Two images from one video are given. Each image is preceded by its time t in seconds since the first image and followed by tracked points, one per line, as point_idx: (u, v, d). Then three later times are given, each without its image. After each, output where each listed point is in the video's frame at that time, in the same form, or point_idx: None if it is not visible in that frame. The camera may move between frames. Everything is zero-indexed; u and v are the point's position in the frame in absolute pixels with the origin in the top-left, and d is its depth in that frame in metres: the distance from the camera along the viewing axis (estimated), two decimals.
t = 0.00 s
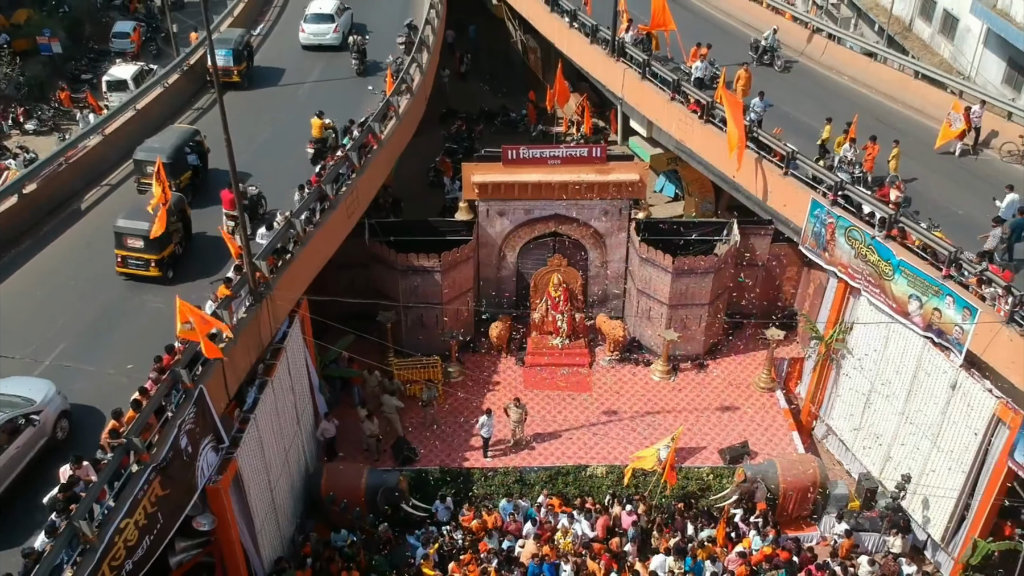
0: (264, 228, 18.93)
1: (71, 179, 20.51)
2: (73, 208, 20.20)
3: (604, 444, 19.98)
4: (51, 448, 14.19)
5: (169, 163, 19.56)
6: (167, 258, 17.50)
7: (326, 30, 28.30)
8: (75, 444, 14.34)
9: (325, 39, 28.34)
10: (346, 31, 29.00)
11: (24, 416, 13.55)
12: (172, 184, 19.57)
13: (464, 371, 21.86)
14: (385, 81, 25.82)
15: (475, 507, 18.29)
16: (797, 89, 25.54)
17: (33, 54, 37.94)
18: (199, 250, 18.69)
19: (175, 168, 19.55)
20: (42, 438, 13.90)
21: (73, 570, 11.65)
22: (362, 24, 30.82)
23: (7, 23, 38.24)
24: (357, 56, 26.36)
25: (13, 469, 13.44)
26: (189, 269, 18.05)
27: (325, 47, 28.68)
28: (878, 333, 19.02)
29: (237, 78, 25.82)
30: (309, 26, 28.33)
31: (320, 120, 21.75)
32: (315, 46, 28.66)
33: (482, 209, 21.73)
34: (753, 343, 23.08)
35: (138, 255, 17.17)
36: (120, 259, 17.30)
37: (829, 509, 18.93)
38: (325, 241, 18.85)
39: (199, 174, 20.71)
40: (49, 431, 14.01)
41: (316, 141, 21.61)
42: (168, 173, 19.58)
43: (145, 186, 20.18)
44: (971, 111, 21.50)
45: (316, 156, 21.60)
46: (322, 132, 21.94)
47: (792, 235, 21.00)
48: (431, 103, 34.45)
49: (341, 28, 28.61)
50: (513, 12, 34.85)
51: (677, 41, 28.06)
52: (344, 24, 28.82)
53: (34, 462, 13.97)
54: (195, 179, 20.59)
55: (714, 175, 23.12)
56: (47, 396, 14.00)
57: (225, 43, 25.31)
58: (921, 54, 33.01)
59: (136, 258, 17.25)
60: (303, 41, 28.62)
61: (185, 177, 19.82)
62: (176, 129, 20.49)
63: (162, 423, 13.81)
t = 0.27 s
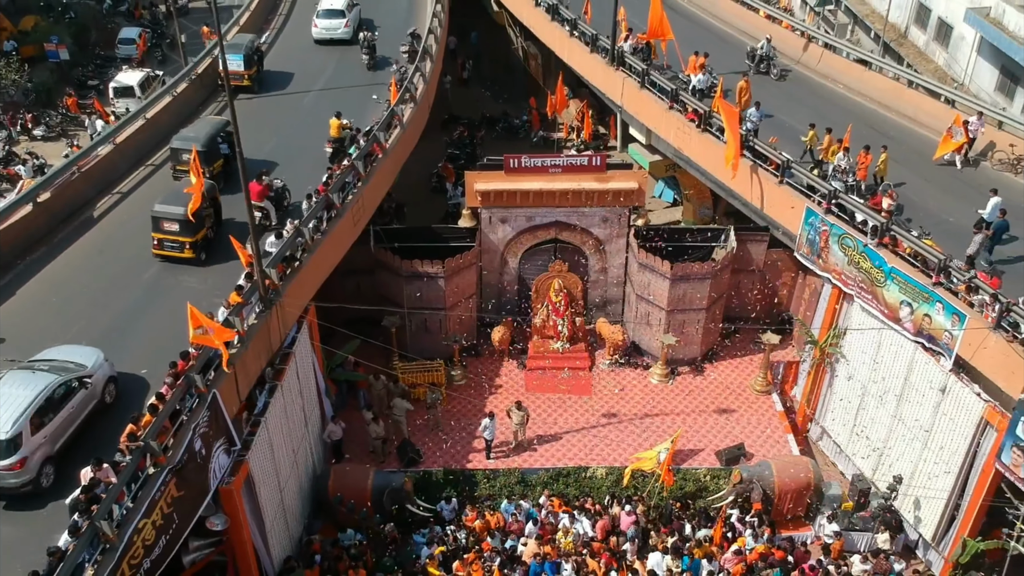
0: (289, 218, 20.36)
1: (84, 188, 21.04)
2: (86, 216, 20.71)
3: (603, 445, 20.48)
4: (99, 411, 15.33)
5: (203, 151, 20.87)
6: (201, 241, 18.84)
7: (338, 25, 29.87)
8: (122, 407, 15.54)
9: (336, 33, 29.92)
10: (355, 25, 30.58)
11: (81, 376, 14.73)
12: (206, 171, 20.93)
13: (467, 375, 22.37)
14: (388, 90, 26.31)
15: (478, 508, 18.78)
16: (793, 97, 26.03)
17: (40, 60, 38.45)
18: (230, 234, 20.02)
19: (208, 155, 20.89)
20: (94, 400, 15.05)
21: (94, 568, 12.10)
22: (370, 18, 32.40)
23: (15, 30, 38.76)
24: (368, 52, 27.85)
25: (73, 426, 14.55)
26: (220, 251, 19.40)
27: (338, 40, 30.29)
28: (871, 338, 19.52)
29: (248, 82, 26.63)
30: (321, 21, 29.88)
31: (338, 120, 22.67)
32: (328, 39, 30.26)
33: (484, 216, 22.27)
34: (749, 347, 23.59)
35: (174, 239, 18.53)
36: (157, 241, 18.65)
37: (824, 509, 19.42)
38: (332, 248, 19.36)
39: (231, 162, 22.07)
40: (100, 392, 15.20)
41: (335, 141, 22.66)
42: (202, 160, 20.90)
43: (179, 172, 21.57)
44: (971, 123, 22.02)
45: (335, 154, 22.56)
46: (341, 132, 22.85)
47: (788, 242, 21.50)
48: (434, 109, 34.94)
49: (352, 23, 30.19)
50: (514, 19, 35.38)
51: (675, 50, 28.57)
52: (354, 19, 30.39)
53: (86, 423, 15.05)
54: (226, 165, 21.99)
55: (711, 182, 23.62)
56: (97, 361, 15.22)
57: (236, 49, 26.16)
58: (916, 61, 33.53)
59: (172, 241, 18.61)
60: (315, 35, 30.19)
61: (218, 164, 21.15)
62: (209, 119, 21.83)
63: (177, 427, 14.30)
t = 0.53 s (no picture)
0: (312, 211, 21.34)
1: (96, 197, 21.61)
2: (98, 224, 21.27)
3: (603, 447, 21.05)
4: (146, 377, 16.58)
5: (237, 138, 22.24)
6: (233, 224, 20.17)
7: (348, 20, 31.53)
8: (167, 373, 16.82)
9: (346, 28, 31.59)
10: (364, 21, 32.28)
11: (131, 343, 15.98)
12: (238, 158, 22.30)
13: (470, 378, 22.95)
14: (392, 99, 26.89)
15: (481, 508, 19.34)
16: (788, 106, 26.62)
17: (48, 66, 39.03)
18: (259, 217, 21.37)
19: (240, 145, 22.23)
20: (142, 365, 16.31)
21: (114, 567, 12.67)
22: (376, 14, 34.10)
23: (23, 37, 39.35)
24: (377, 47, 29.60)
25: (124, 387, 15.79)
26: (252, 233, 20.71)
27: (348, 34, 32.09)
28: (863, 342, 20.09)
29: (259, 86, 27.45)
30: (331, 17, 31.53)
31: (356, 122, 23.35)
32: (339, 33, 32.03)
33: (487, 223, 22.85)
34: (745, 350, 24.17)
35: (209, 221, 19.86)
36: (193, 223, 20.03)
37: (817, 509, 19.97)
38: (340, 256, 19.92)
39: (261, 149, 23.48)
40: (147, 359, 16.46)
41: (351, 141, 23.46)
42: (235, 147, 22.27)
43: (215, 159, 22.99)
44: (970, 135, 22.43)
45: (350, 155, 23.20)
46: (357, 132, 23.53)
47: (782, 249, 22.07)
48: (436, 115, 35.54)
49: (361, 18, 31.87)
50: (515, 27, 35.96)
51: (673, 60, 29.17)
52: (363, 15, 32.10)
53: (133, 389, 16.24)
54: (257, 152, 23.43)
55: (708, 189, 24.18)
56: (143, 331, 16.44)
57: (247, 55, 27.02)
58: (910, 68, 34.11)
59: (207, 224, 19.96)
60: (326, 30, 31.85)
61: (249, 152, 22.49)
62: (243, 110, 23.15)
63: (193, 430, 14.85)
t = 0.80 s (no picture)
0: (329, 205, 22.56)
1: (107, 204, 22.12)
2: (109, 231, 21.76)
3: (602, 448, 21.56)
4: (181, 350, 17.90)
5: (263, 129, 23.84)
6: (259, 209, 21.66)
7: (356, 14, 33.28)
8: (200, 349, 18.12)
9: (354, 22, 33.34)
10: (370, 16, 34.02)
11: (167, 319, 17.26)
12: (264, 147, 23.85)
13: (472, 381, 23.47)
14: (395, 106, 27.41)
15: (483, 508, 19.86)
16: (784, 112, 27.12)
17: (54, 72, 39.55)
18: (283, 203, 22.89)
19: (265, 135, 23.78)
20: (178, 340, 17.62)
21: (133, 565, 13.16)
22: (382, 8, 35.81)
23: (29, 43, 39.85)
24: (385, 43, 31.10)
25: (162, 359, 17.06)
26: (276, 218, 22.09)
27: (356, 28, 33.72)
28: (856, 347, 20.58)
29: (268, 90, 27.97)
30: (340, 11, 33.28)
31: (367, 126, 23.81)
32: (347, 28, 33.71)
33: (489, 230, 23.39)
34: (742, 354, 24.68)
35: (237, 206, 21.37)
36: (223, 209, 21.52)
37: (811, 509, 20.48)
38: (346, 262, 20.42)
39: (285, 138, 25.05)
40: (182, 335, 17.76)
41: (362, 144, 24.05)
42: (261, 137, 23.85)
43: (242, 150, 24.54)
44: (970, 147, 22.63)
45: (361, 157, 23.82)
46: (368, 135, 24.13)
47: (778, 254, 22.55)
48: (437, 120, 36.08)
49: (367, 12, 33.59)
50: (515, 34, 36.49)
51: (670, 68, 29.72)
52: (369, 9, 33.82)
53: (170, 361, 17.54)
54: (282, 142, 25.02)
55: (706, 196, 24.67)
56: (179, 308, 17.76)
57: (257, 59, 27.64)
58: (905, 75, 34.60)
59: (235, 209, 21.47)
60: (335, 24, 33.60)
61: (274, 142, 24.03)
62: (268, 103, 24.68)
63: (206, 433, 15.34)
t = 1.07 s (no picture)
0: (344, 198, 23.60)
1: (116, 211, 22.56)
2: (118, 237, 22.17)
3: (602, 450, 22.00)
4: (208, 330, 18.92)
5: (286, 120, 25.04)
6: (281, 197, 22.84)
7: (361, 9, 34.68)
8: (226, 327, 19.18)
9: (360, 17, 34.75)
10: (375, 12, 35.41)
11: (195, 300, 18.26)
12: (285, 136, 25.07)
13: (474, 384, 23.90)
14: (398, 113, 27.84)
15: (485, 509, 20.30)
16: (780, 119, 27.57)
17: (60, 77, 39.97)
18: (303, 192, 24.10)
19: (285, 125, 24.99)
20: (206, 319, 18.64)
21: (147, 564, 13.58)
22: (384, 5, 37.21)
23: (34, 48, 40.22)
24: (389, 38, 32.49)
25: (191, 337, 18.10)
26: (297, 207, 23.28)
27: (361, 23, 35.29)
28: (850, 351, 21.03)
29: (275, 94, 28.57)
30: (346, 7, 34.68)
31: (373, 129, 24.63)
32: (353, 23, 35.30)
33: (490, 235, 23.83)
34: (739, 357, 25.13)
35: (260, 194, 22.57)
36: (246, 196, 22.72)
37: (807, 509, 20.91)
38: (351, 268, 20.85)
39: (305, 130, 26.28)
40: (209, 314, 18.79)
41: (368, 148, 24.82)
42: (283, 128, 25.05)
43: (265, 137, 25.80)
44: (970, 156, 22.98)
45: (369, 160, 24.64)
46: (375, 139, 24.82)
47: (774, 259, 23.00)
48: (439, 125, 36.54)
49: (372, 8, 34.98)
50: (516, 40, 36.93)
51: (669, 75, 30.14)
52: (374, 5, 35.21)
53: (197, 340, 18.55)
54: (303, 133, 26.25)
55: (704, 201, 25.12)
56: (206, 290, 18.75)
57: (265, 63, 28.16)
58: (901, 80, 35.04)
59: (258, 197, 22.64)
60: (341, 19, 34.99)
61: (294, 132, 25.26)
62: (288, 94, 25.85)
63: (216, 435, 15.77)
